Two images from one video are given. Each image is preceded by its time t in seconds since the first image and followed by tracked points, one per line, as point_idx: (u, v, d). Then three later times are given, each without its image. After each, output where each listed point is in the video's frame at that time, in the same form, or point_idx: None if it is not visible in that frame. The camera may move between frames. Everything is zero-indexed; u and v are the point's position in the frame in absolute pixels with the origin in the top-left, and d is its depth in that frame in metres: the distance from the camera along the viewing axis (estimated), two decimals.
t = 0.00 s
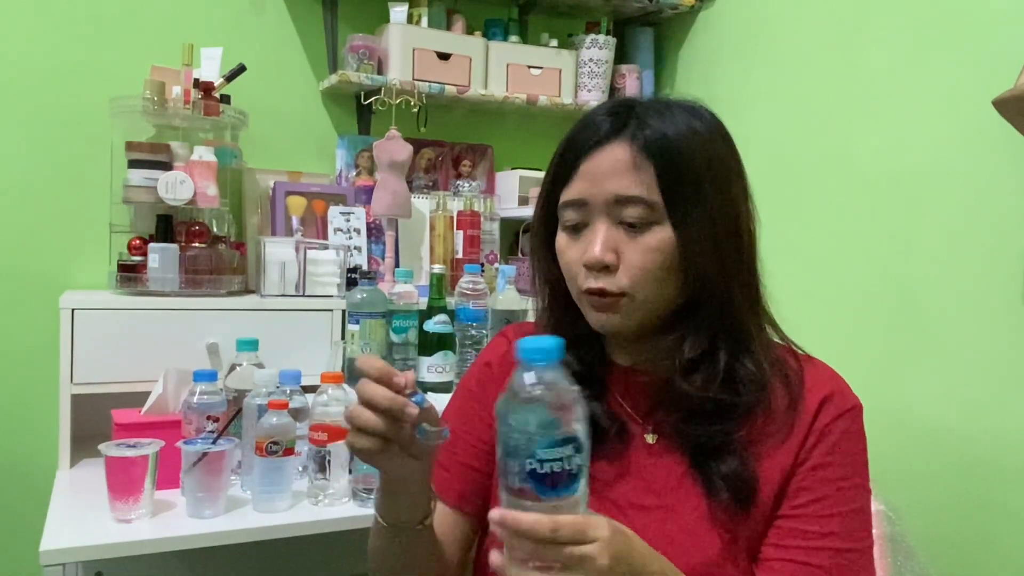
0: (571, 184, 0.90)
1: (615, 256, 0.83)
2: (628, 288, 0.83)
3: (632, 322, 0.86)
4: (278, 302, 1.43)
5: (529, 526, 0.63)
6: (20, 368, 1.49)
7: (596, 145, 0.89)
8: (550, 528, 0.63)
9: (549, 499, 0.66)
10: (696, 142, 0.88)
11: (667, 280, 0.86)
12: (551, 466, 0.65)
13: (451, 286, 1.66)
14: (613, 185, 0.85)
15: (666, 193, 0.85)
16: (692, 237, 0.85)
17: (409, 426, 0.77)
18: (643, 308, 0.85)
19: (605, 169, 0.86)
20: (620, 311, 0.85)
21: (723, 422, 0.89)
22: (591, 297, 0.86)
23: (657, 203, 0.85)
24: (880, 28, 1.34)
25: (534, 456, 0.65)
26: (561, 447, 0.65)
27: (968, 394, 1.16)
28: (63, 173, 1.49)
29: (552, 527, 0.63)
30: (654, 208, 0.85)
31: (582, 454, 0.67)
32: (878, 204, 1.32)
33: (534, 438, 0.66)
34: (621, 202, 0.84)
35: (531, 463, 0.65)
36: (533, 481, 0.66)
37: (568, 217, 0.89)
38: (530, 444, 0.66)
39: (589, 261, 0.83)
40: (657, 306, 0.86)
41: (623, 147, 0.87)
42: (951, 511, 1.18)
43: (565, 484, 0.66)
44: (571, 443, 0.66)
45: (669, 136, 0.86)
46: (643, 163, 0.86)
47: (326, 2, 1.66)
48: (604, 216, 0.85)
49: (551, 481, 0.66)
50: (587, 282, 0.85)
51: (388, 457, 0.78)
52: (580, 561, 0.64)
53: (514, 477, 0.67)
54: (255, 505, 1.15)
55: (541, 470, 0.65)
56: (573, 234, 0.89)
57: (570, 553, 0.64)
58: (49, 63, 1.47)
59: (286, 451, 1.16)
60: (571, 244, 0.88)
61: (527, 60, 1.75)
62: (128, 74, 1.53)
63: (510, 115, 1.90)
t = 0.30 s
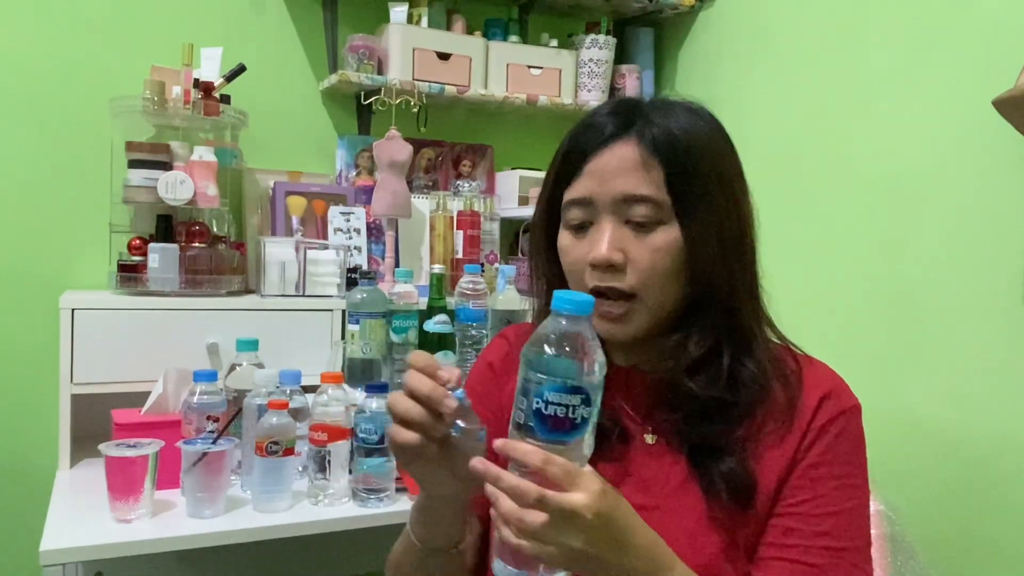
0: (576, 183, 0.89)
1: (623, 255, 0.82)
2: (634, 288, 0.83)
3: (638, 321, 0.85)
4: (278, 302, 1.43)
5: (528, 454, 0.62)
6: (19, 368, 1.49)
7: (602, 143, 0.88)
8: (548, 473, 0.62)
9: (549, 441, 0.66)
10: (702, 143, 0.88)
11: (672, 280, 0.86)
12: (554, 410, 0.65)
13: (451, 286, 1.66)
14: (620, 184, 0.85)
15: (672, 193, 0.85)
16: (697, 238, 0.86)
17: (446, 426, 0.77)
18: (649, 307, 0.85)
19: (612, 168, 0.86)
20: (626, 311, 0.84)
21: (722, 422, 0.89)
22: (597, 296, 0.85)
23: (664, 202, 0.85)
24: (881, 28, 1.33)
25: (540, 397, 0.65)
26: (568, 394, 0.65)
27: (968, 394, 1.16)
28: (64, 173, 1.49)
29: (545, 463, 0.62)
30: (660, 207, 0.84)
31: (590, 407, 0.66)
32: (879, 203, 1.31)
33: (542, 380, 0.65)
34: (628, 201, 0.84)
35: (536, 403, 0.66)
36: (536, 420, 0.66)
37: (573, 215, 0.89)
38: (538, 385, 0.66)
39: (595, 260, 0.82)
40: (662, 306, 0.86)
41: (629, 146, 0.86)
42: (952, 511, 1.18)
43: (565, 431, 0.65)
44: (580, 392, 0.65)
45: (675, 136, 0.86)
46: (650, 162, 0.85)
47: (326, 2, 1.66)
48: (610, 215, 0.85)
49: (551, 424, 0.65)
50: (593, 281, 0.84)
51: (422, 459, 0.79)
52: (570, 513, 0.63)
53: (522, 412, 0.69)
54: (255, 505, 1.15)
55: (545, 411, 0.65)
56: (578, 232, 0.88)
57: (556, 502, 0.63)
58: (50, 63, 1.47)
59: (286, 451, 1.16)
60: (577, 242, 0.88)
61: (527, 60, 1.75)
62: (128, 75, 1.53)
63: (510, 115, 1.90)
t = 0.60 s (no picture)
0: (574, 183, 0.89)
1: (621, 255, 0.82)
2: (633, 288, 0.83)
3: (635, 321, 0.85)
4: (279, 302, 1.43)
5: (529, 457, 0.61)
6: (19, 368, 1.49)
7: (600, 144, 0.88)
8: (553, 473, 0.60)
9: (555, 442, 0.67)
10: (700, 142, 0.88)
11: (670, 280, 0.86)
12: (561, 413, 0.65)
13: (451, 286, 1.66)
14: (619, 184, 0.84)
15: (670, 194, 0.86)
16: (697, 237, 0.86)
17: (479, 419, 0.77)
18: (647, 307, 0.85)
19: (610, 168, 0.86)
20: (626, 311, 0.84)
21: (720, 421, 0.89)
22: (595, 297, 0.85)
23: (662, 202, 0.85)
24: (881, 28, 1.33)
25: (546, 400, 0.65)
26: (575, 398, 0.65)
27: (967, 394, 1.16)
28: (63, 173, 1.49)
29: (551, 463, 0.61)
30: (659, 207, 0.84)
31: (597, 408, 0.66)
32: (879, 204, 1.31)
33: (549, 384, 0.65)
34: (627, 201, 0.84)
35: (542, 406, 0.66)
36: (542, 423, 0.66)
37: (571, 216, 0.88)
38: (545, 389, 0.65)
39: (594, 260, 0.82)
40: (660, 306, 0.86)
41: (628, 146, 0.86)
42: (951, 511, 1.18)
43: (571, 433, 0.66)
44: (587, 395, 0.65)
45: (674, 135, 0.86)
46: (649, 162, 0.85)
47: (325, 2, 1.66)
48: (609, 215, 0.85)
49: (558, 427, 0.66)
50: (591, 281, 0.84)
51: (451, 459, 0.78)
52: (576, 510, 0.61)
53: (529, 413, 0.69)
54: (255, 505, 1.15)
55: (551, 414, 0.65)
56: (576, 233, 0.88)
57: (567, 501, 0.61)
58: (49, 63, 1.47)
59: (286, 451, 1.16)
60: (575, 242, 0.88)
61: (527, 60, 1.75)
62: (128, 74, 1.53)
63: (510, 115, 1.90)
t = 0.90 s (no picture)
0: (580, 180, 0.88)
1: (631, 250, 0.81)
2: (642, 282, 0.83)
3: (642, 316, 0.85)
4: (279, 302, 1.43)
5: (571, 400, 0.50)
6: (19, 368, 1.49)
7: (606, 141, 0.88)
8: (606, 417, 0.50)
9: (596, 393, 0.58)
10: (705, 140, 0.89)
11: (677, 275, 0.86)
12: (604, 358, 0.58)
13: (451, 286, 1.66)
14: (629, 180, 0.84)
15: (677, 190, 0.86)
16: (703, 234, 0.87)
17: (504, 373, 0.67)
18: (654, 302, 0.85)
19: (619, 164, 0.85)
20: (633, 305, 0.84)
21: (718, 411, 0.89)
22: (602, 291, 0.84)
23: (671, 198, 0.85)
24: (881, 28, 1.33)
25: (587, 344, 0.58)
26: (617, 337, 0.58)
27: (967, 394, 1.16)
28: (63, 173, 1.49)
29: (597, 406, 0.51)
30: (668, 204, 0.84)
31: (635, 352, 0.60)
32: (879, 204, 1.31)
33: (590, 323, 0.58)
34: (638, 197, 0.84)
35: (581, 352, 0.58)
36: (581, 371, 0.58)
37: (577, 211, 0.87)
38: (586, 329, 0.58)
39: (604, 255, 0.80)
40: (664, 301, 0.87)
41: (636, 143, 0.86)
42: (951, 511, 1.18)
43: (613, 380, 0.58)
44: (627, 335, 0.59)
45: (681, 132, 0.87)
46: (657, 159, 0.86)
47: (325, 2, 1.66)
48: (618, 211, 0.84)
49: (601, 372, 0.58)
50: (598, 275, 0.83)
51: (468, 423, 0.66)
52: (628, 462, 0.51)
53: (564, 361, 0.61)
54: (255, 505, 1.15)
55: (593, 360, 0.58)
56: (583, 228, 0.86)
57: (615, 450, 0.51)
58: (50, 63, 1.47)
59: (286, 451, 1.16)
60: (580, 238, 0.86)
61: (527, 60, 1.75)
62: (128, 74, 1.53)
63: (510, 115, 1.90)
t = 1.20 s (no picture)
0: (580, 176, 0.86)
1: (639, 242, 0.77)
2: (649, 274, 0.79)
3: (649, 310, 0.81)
4: (279, 302, 1.43)
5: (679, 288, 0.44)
6: (19, 368, 1.49)
7: (605, 139, 0.87)
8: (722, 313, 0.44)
9: (697, 279, 0.51)
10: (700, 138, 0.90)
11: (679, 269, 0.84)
12: (717, 235, 0.50)
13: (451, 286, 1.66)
14: (631, 175, 0.83)
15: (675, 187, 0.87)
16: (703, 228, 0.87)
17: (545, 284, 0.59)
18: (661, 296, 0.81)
19: (620, 160, 0.84)
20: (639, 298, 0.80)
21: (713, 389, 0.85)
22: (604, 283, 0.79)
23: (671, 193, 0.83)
24: (881, 27, 1.33)
25: (699, 214, 0.49)
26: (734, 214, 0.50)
27: (966, 394, 1.16)
28: (63, 173, 1.49)
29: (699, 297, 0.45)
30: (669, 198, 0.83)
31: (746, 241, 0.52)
32: (880, 204, 1.31)
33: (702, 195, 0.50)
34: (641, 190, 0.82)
35: (689, 224, 0.50)
36: (687, 249, 0.50)
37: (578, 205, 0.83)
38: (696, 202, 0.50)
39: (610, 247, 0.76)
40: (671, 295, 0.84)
41: (635, 141, 0.87)
42: (951, 511, 1.18)
43: (721, 265, 0.50)
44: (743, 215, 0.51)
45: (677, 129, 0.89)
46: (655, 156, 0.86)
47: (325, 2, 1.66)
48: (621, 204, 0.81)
49: (707, 254, 0.50)
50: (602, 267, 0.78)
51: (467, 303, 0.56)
52: (738, 372, 0.45)
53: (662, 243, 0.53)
54: (255, 505, 1.15)
55: (703, 236, 0.49)
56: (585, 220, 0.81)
57: (717, 352, 0.45)
58: (50, 63, 1.47)
59: (286, 451, 1.16)
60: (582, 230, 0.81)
61: (527, 60, 1.75)
62: (128, 74, 1.53)
63: (510, 116, 1.90)
